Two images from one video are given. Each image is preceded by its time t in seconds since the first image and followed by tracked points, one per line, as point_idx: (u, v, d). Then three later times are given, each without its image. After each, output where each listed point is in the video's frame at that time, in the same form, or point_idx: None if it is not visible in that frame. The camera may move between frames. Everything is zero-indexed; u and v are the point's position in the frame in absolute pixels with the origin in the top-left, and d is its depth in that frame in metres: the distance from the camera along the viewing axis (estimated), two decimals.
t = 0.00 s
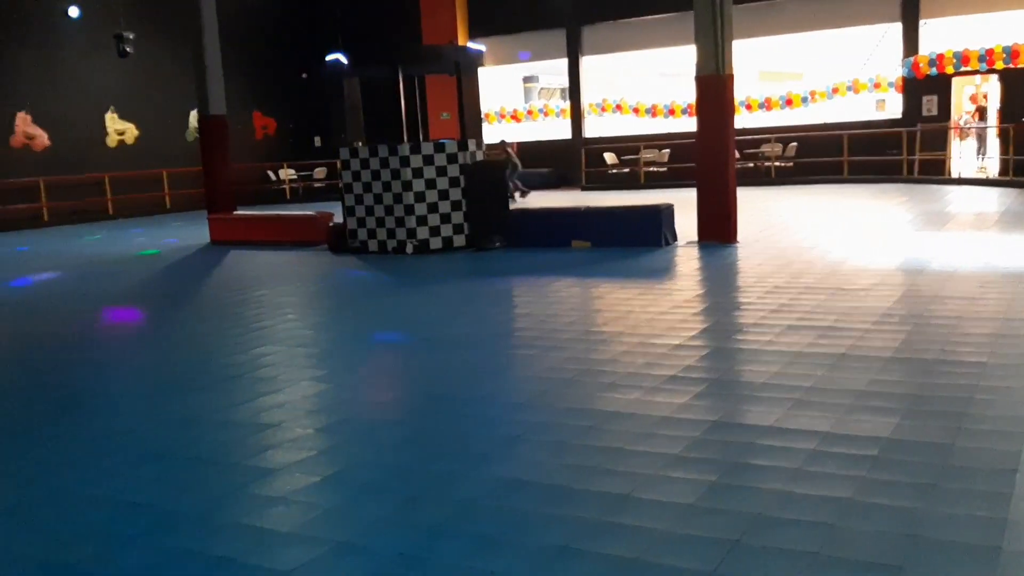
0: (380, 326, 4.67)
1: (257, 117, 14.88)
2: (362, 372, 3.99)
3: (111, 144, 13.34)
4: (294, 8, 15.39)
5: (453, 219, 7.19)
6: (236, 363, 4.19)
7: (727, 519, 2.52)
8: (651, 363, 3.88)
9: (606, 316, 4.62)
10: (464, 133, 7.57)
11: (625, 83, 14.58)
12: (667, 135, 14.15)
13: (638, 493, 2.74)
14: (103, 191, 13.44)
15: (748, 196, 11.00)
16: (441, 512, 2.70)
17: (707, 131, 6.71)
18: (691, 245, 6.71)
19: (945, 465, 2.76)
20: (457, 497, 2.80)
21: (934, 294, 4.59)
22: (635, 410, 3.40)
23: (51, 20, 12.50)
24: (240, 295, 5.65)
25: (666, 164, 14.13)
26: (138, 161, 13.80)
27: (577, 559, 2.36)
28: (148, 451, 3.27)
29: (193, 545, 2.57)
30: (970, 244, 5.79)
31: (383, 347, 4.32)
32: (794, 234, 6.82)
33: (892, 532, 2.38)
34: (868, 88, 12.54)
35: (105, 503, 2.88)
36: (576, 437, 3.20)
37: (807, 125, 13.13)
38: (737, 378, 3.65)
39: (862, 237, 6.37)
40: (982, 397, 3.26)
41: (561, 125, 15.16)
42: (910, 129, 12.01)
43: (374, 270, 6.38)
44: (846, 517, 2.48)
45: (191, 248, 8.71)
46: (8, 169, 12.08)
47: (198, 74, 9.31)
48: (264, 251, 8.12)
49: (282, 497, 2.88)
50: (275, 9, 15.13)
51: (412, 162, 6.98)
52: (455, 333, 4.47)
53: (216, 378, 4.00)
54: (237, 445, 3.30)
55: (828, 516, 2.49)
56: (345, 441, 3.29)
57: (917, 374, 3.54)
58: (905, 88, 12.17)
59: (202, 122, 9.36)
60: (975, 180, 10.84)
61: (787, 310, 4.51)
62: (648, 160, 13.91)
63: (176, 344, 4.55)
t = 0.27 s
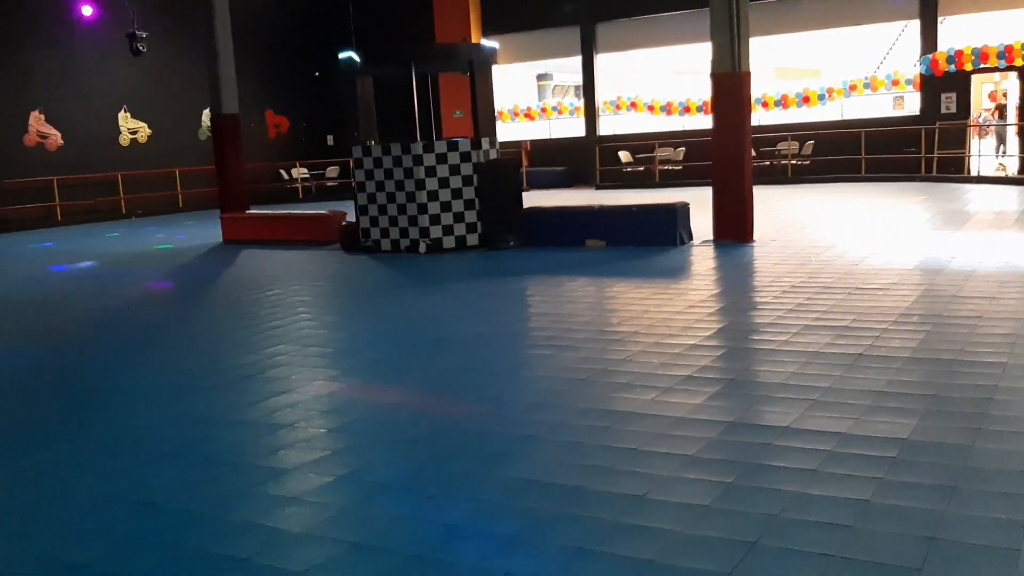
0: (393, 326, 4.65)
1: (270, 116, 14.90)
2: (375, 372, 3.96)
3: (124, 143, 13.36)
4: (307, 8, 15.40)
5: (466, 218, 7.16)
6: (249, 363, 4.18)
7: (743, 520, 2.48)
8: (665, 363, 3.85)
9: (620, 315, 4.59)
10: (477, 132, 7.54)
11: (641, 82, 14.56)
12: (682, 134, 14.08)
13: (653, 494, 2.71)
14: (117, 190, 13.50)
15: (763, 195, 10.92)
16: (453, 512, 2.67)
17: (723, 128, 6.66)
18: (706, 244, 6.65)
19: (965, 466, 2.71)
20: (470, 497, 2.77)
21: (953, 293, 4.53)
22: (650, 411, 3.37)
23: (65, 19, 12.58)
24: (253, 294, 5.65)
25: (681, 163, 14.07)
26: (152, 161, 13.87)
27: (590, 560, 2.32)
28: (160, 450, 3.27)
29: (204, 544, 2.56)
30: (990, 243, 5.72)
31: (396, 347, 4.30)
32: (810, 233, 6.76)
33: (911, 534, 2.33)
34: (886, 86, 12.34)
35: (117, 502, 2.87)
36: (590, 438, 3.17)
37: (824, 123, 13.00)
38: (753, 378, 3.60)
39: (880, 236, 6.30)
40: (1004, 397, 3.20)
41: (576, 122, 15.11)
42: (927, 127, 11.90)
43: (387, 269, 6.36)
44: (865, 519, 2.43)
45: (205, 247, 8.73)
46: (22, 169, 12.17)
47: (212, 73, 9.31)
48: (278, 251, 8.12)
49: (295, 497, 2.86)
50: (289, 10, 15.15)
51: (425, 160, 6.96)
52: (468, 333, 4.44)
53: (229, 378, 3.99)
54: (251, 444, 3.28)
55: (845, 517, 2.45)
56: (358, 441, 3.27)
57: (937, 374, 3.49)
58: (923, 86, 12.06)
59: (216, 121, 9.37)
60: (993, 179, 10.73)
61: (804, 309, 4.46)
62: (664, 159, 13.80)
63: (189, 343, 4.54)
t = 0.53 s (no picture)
0: (407, 325, 4.66)
1: (284, 116, 14.96)
2: (389, 371, 3.97)
3: (139, 142, 13.46)
4: (320, 8, 15.45)
5: (480, 217, 7.17)
6: (264, 361, 4.19)
7: (757, 520, 2.47)
8: (680, 363, 3.84)
9: (634, 315, 4.58)
10: (491, 131, 7.55)
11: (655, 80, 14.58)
12: (697, 132, 14.01)
13: (667, 493, 2.70)
14: (132, 189, 13.59)
15: (777, 194, 10.88)
16: (466, 511, 2.68)
17: (738, 127, 6.63)
18: (720, 243, 6.63)
19: (983, 467, 2.69)
20: (484, 496, 2.77)
21: (970, 293, 4.50)
22: (664, 410, 3.36)
23: (81, 19, 12.66)
24: (268, 293, 5.66)
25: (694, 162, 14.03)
26: (168, 160, 13.94)
27: (603, 560, 2.32)
28: (176, 448, 3.28)
29: (219, 541, 2.57)
30: (1007, 242, 5.67)
31: (410, 346, 4.30)
32: (825, 232, 6.73)
33: (927, 534, 2.32)
34: (902, 83, 12.26)
35: (132, 500, 2.88)
36: (604, 437, 3.16)
37: (838, 122, 12.90)
38: (768, 377, 3.59)
39: (896, 235, 6.26)
40: (1022, 398, 3.18)
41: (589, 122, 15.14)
42: (943, 125, 11.82)
43: (401, 268, 6.37)
44: (881, 519, 2.42)
45: (220, 246, 8.76)
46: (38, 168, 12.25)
47: (227, 72, 9.35)
48: (292, 250, 8.15)
49: (310, 495, 2.87)
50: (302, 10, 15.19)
51: (439, 159, 6.96)
52: (482, 332, 4.44)
53: (244, 376, 4.00)
54: (266, 443, 3.30)
55: (861, 517, 2.44)
56: (372, 439, 3.27)
57: (953, 374, 3.46)
58: (939, 84, 12.01)
59: (231, 120, 9.41)
60: (1010, 177, 10.65)
61: (818, 308, 4.44)
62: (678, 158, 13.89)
63: (204, 341, 4.56)
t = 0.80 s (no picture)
0: (420, 324, 4.66)
1: (297, 115, 15.01)
2: (403, 369, 3.97)
3: (154, 141, 13.53)
4: (332, 8, 15.48)
5: (493, 216, 7.17)
6: (278, 360, 4.20)
7: (771, 520, 2.46)
8: (694, 361, 3.82)
9: (647, 313, 4.57)
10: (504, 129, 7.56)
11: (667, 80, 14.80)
12: (710, 131, 13.98)
13: (681, 493, 2.69)
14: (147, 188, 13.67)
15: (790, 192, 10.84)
16: (480, 509, 2.67)
17: (751, 125, 6.60)
18: (734, 242, 6.60)
19: (999, 467, 2.67)
20: (498, 495, 2.77)
21: (986, 292, 4.47)
22: (678, 409, 3.35)
23: (96, 19, 12.74)
24: (283, 292, 5.68)
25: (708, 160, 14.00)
26: (182, 160, 14.01)
27: (618, 559, 2.31)
28: (191, 446, 3.29)
29: (234, 539, 2.58)
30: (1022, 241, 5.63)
31: (424, 345, 4.30)
32: (839, 231, 6.70)
33: (942, 534, 2.30)
34: (918, 81, 12.17)
35: (147, 497, 2.90)
36: (618, 436, 3.16)
37: (856, 119, 12.84)
38: (782, 376, 3.58)
39: (910, 233, 6.23)
40: None
41: (602, 120, 15.18)
42: (957, 123, 11.74)
43: (414, 267, 6.38)
44: (896, 519, 2.40)
45: (234, 245, 8.80)
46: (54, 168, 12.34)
47: (241, 72, 9.39)
48: (306, 248, 8.18)
49: (324, 493, 2.87)
50: (314, 10, 15.22)
51: (452, 158, 6.97)
52: (495, 331, 4.45)
53: (259, 374, 4.02)
54: (280, 440, 3.31)
55: (876, 517, 2.43)
56: (386, 437, 3.28)
57: (969, 373, 3.44)
58: (954, 82, 11.91)
59: (245, 119, 9.45)
60: None
61: (833, 307, 4.42)
62: (691, 156, 13.86)
63: (218, 340, 4.58)
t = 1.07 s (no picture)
0: (432, 321, 4.66)
1: (308, 113, 15.06)
2: (415, 367, 3.97)
3: (166, 139, 13.60)
4: (343, 7, 15.50)
5: (505, 214, 7.19)
6: (291, 357, 4.21)
7: (784, 518, 2.45)
8: (707, 360, 3.81)
9: (659, 312, 4.55)
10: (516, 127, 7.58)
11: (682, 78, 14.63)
12: (722, 129, 13.95)
13: (694, 491, 2.69)
14: (160, 186, 13.73)
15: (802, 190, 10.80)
16: (493, 507, 2.67)
17: (764, 123, 6.58)
18: (746, 240, 6.57)
19: (1015, 466, 2.65)
20: (510, 492, 2.76)
21: (1001, 290, 4.43)
22: (692, 408, 3.34)
23: (109, 18, 12.79)
24: (296, 290, 5.69)
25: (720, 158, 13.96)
26: (194, 158, 14.06)
27: (632, 558, 2.30)
28: (204, 444, 3.30)
29: (248, 536, 2.58)
30: None
31: (435, 343, 4.30)
32: (853, 229, 6.66)
33: (958, 534, 2.29)
34: (931, 78, 12.03)
35: (160, 494, 2.91)
36: (630, 435, 3.15)
37: (868, 116, 12.79)
38: (795, 375, 3.56)
39: (924, 232, 6.19)
40: None
41: (614, 118, 15.13)
42: (972, 120, 11.73)
43: (426, 265, 6.38)
44: (912, 519, 2.39)
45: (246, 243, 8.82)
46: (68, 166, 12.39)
47: (253, 70, 9.40)
48: (318, 246, 8.19)
49: (337, 490, 2.87)
50: (325, 9, 15.25)
51: (464, 156, 6.98)
52: (507, 329, 4.44)
53: (272, 372, 4.03)
54: (293, 438, 3.31)
55: (891, 517, 2.41)
56: (399, 435, 3.28)
57: (982, 372, 3.42)
58: (968, 79, 11.90)
59: (257, 118, 9.47)
60: None
61: (847, 305, 4.41)
62: (704, 154, 13.74)
63: (230, 337, 4.60)
